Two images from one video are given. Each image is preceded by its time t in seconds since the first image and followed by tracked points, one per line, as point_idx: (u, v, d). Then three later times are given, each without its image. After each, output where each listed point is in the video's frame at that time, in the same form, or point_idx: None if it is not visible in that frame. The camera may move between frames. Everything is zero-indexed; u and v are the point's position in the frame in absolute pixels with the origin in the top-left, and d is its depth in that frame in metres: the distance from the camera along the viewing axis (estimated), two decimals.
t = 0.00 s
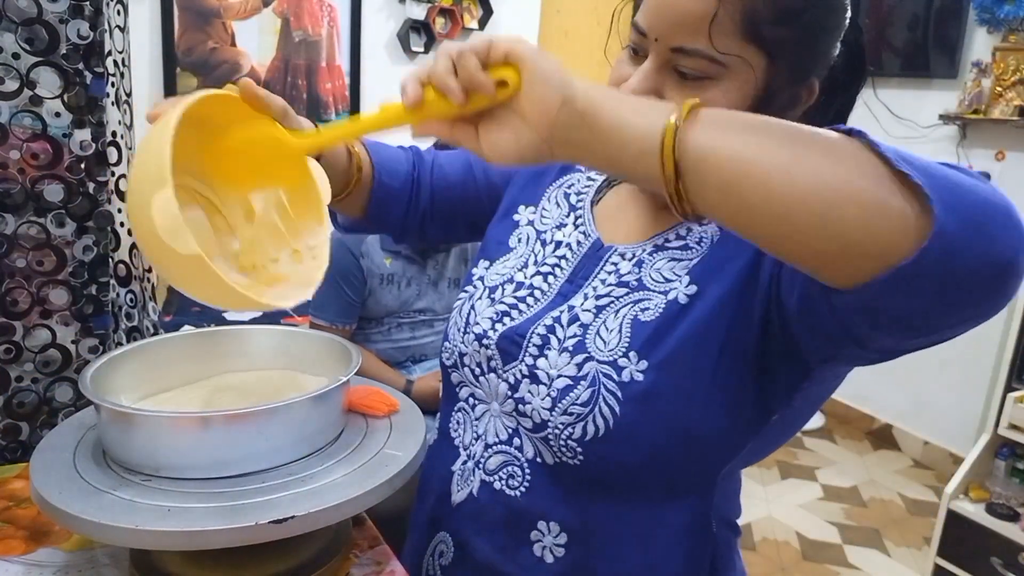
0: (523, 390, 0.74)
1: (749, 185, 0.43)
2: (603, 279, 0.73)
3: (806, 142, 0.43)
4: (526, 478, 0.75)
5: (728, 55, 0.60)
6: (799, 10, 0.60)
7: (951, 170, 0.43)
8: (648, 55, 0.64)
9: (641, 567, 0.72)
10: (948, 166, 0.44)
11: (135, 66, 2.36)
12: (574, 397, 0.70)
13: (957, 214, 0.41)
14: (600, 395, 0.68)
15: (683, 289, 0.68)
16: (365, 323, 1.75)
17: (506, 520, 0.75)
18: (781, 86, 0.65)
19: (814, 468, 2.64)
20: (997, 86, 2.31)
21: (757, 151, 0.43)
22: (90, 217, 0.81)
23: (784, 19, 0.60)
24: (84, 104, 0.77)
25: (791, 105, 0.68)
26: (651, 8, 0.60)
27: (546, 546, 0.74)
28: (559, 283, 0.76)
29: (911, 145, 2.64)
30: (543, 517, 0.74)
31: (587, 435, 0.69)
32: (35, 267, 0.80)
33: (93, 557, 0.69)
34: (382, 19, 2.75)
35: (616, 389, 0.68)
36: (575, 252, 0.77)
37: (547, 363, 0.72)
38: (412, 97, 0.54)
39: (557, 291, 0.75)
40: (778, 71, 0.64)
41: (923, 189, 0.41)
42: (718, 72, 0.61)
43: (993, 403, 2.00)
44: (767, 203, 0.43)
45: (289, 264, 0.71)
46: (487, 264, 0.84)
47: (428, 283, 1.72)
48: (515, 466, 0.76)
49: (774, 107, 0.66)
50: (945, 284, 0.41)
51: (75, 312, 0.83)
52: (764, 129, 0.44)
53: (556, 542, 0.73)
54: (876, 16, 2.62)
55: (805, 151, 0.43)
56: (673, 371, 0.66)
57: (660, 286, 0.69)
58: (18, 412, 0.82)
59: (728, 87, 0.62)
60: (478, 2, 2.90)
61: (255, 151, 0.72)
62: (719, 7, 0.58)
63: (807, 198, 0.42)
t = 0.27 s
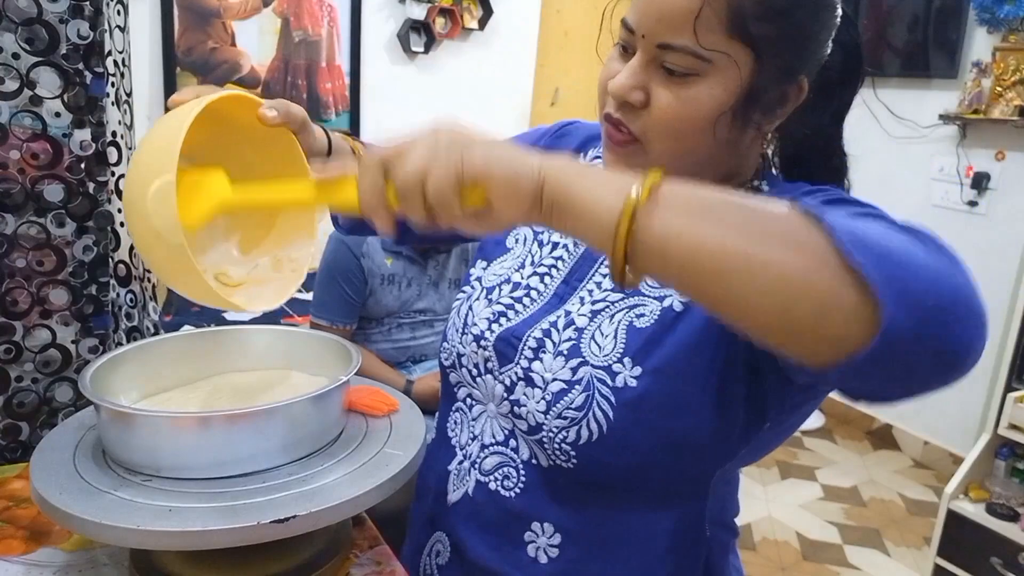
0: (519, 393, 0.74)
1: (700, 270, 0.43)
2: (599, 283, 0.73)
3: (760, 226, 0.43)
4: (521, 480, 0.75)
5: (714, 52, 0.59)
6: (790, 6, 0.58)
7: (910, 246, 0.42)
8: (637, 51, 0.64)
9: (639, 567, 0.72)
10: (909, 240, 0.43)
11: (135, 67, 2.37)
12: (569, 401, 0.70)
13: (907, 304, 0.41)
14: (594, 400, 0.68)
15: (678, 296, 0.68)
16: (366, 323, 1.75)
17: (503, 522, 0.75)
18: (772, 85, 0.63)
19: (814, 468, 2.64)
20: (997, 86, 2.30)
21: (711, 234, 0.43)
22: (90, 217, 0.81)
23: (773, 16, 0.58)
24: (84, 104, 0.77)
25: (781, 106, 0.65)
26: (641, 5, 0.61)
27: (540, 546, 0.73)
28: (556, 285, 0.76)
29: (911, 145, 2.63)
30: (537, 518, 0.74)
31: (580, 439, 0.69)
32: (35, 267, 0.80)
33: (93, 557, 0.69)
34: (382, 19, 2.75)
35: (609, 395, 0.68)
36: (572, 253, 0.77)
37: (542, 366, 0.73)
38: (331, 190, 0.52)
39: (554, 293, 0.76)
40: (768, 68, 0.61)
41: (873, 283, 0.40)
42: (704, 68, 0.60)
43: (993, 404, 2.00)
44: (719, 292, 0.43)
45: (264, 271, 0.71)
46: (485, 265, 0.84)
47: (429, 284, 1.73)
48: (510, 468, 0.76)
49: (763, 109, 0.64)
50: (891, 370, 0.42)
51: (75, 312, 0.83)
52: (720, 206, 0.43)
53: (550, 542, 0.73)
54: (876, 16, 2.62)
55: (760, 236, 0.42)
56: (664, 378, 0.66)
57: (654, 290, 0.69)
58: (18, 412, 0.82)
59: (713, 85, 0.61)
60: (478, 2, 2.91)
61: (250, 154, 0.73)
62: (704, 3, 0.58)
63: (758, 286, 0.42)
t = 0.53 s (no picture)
0: (516, 391, 0.74)
1: (675, 359, 0.49)
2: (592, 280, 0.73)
3: (733, 329, 0.47)
4: (521, 477, 0.75)
5: (696, 46, 0.60)
6: None
7: (865, 352, 0.47)
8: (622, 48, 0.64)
9: (640, 566, 0.72)
10: (869, 337, 0.47)
11: (135, 67, 2.37)
12: (565, 398, 0.70)
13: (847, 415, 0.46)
14: (589, 396, 0.68)
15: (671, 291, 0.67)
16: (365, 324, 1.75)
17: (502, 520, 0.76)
18: (756, 79, 0.63)
19: (814, 468, 2.64)
20: (997, 86, 2.31)
21: (687, 331, 0.48)
22: (90, 217, 0.81)
23: (755, 10, 0.58)
24: (84, 104, 0.77)
25: (765, 100, 0.65)
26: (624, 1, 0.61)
27: (540, 544, 0.73)
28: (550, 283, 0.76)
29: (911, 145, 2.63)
30: (537, 516, 0.74)
31: (578, 435, 0.69)
32: (35, 267, 0.80)
33: (93, 557, 0.69)
34: (382, 20, 2.74)
35: (604, 391, 0.68)
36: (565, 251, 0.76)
37: (538, 365, 0.72)
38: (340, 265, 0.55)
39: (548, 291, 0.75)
40: (751, 61, 0.61)
41: (819, 398, 0.46)
42: (686, 63, 0.61)
43: (994, 403, 2.00)
44: (689, 379, 0.49)
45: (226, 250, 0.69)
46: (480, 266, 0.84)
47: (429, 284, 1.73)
48: (509, 465, 0.76)
49: (747, 102, 0.64)
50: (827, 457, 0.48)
51: (75, 312, 0.83)
52: (700, 300, 0.48)
53: (550, 540, 0.73)
54: (876, 16, 2.62)
55: (730, 340, 0.47)
56: (656, 373, 0.65)
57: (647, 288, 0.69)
58: (18, 412, 0.82)
59: (695, 79, 0.61)
60: (478, 2, 2.90)
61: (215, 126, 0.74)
62: None
63: (724, 380, 0.48)
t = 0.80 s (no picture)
0: (514, 392, 0.74)
1: (652, 364, 0.49)
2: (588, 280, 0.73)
3: (714, 339, 0.47)
4: (521, 476, 0.75)
5: (684, 37, 0.60)
6: None
7: (839, 373, 0.47)
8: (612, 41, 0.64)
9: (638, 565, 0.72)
10: (844, 357, 0.47)
11: (135, 67, 2.37)
12: (562, 399, 0.70)
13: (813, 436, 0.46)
14: (587, 397, 0.68)
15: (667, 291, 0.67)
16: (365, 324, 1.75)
17: (502, 520, 0.76)
18: (743, 71, 0.63)
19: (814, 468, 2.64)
20: (997, 86, 2.31)
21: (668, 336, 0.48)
22: (90, 217, 0.81)
23: (741, 3, 0.59)
24: (84, 104, 0.77)
25: (752, 95, 0.66)
26: None
27: (541, 541, 0.73)
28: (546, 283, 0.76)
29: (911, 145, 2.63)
30: (539, 515, 0.74)
31: (576, 436, 0.69)
32: (35, 267, 0.80)
33: (93, 557, 0.69)
34: (382, 19, 2.74)
35: (602, 391, 0.68)
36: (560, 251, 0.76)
37: (535, 366, 0.72)
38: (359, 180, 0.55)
39: (544, 291, 0.75)
40: (738, 54, 0.62)
41: (788, 415, 0.46)
42: (675, 55, 0.61)
43: (994, 403, 2.00)
44: (664, 382, 0.49)
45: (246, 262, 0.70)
46: (476, 267, 0.84)
47: (428, 284, 1.72)
48: (510, 465, 0.76)
49: (734, 96, 0.64)
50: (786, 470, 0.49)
51: (75, 312, 0.83)
52: (685, 308, 0.48)
53: (551, 537, 0.73)
54: (876, 16, 2.62)
55: (710, 349, 0.47)
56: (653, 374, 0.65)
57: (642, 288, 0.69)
58: (18, 412, 0.82)
59: (684, 70, 0.61)
60: (478, 2, 2.91)
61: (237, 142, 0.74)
62: None
63: (697, 387, 0.48)
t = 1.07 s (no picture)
0: (511, 390, 0.74)
1: (658, 318, 0.48)
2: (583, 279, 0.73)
3: (716, 287, 0.47)
4: (519, 474, 0.75)
5: (684, 38, 0.60)
6: None
7: (845, 318, 0.46)
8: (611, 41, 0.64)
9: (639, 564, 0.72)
10: (847, 304, 0.47)
11: (135, 67, 2.37)
12: (558, 396, 0.70)
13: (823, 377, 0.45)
14: (583, 394, 0.68)
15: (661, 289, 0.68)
16: (365, 324, 1.75)
17: (500, 518, 0.75)
18: (740, 72, 0.63)
19: (814, 468, 2.64)
20: (997, 86, 2.31)
21: (670, 288, 0.48)
22: (90, 217, 0.81)
23: (739, 4, 0.59)
24: (84, 104, 0.77)
25: (749, 97, 0.66)
26: None
27: (540, 538, 0.73)
28: (542, 282, 0.76)
29: (911, 145, 2.63)
30: (536, 513, 0.74)
31: (573, 432, 0.69)
32: (35, 267, 0.80)
33: (93, 557, 0.69)
34: (383, 20, 2.75)
35: (597, 388, 0.68)
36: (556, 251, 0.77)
37: (531, 364, 0.72)
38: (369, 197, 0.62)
39: (540, 291, 0.76)
40: (736, 56, 0.62)
41: (796, 353, 0.45)
42: (674, 55, 0.61)
43: (994, 403, 2.00)
44: (670, 341, 0.48)
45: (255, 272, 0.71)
46: (472, 268, 0.84)
47: (428, 283, 1.72)
48: (508, 463, 0.76)
49: (732, 97, 0.64)
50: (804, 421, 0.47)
51: (75, 312, 0.83)
52: (685, 262, 0.48)
53: (549, 534, 0.73)
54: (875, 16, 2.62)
55: (713, 297, 0.47)
56: (648, 371, 0.66)
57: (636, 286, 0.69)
58: (18, 412, 0.82)
59: (683, 71, 0.61)
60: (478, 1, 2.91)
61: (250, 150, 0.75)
62: None
63: (704, 337, 0.47)
